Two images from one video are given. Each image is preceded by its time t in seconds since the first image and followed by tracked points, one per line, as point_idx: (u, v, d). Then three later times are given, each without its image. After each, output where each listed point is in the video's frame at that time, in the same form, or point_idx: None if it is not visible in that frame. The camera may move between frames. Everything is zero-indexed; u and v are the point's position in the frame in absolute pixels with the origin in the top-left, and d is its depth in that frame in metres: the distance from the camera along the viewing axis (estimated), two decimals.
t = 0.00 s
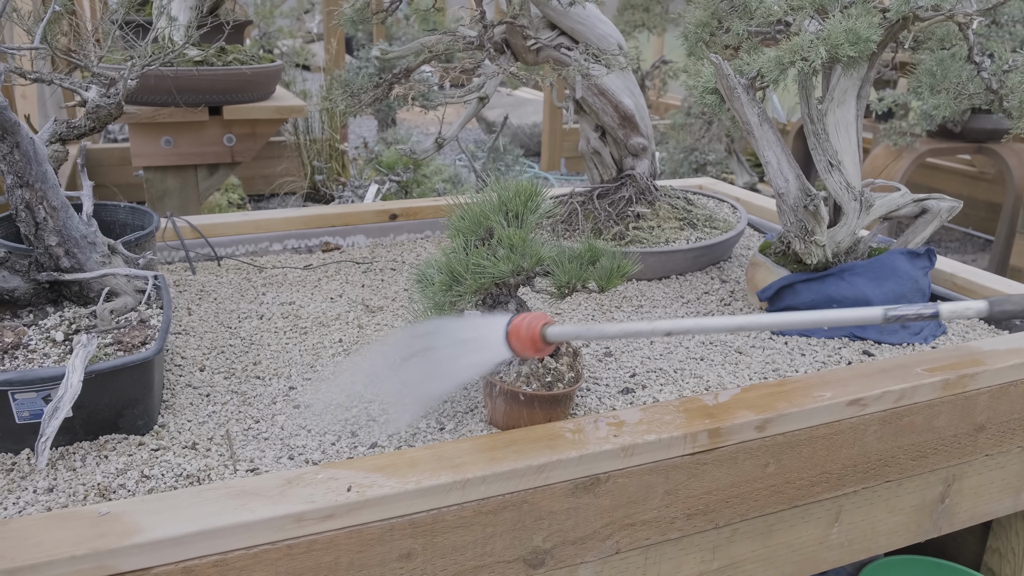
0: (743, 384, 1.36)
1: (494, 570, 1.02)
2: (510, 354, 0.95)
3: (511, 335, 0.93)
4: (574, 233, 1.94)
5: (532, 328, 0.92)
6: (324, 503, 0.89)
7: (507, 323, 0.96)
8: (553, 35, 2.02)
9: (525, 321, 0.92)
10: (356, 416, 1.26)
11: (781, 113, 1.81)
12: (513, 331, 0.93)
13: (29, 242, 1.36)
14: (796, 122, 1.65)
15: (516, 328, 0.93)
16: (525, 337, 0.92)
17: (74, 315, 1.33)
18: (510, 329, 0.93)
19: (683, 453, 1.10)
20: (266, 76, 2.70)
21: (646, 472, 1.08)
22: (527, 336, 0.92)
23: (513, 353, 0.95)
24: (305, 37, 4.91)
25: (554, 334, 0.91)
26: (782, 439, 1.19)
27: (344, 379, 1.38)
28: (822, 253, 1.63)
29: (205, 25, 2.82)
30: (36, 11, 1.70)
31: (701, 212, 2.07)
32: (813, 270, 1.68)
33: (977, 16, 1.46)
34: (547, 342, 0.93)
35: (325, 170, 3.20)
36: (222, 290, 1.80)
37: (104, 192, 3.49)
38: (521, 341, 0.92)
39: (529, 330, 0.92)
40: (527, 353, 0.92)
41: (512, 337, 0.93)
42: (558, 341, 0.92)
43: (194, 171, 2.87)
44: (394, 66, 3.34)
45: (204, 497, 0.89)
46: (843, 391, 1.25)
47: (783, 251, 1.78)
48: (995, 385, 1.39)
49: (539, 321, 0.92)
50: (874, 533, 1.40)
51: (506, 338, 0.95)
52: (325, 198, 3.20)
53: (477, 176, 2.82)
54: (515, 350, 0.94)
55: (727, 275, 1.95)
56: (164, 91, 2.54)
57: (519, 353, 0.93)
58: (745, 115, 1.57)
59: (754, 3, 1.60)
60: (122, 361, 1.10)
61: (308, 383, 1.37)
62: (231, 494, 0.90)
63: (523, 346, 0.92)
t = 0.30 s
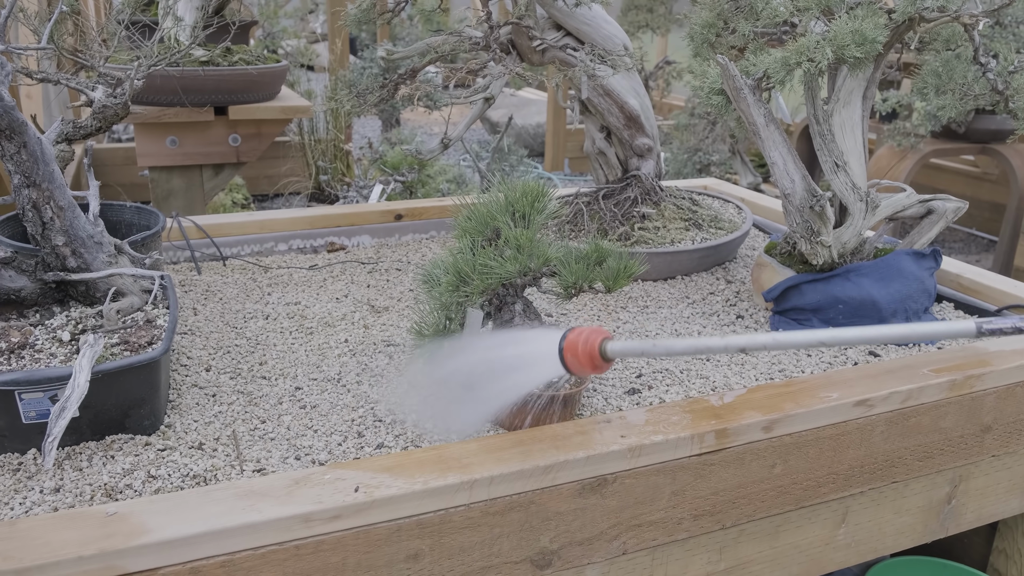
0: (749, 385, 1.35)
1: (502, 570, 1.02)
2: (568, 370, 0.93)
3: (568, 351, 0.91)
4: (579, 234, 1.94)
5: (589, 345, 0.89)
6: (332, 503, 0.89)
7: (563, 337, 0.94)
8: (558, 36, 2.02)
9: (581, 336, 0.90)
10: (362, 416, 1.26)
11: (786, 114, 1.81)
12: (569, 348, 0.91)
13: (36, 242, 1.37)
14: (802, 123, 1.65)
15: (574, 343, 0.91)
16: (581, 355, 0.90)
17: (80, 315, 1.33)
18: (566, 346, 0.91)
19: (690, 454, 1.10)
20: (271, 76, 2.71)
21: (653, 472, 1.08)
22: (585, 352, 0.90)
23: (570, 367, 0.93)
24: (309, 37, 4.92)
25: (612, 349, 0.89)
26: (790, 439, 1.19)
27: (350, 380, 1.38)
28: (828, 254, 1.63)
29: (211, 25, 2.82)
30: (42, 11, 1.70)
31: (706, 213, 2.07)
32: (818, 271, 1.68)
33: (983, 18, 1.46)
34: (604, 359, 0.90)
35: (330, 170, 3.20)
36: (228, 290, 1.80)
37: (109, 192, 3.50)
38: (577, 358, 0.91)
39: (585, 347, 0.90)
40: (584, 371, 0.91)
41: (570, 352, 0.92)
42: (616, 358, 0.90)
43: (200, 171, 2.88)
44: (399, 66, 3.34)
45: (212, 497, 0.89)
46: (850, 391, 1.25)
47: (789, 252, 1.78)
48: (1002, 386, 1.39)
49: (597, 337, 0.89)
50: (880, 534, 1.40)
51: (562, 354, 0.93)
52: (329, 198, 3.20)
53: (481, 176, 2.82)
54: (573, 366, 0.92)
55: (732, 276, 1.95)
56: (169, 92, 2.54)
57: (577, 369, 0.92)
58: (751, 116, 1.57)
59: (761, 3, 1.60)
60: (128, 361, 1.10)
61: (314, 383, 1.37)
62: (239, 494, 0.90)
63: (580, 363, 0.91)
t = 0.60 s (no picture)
0: (754, 385, 1.35)
1: (507, 570, 1.01)
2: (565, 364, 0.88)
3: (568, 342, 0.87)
4: (583, 233, 1.93)
5: (589, 335, 0.85)
6: (337, 503, 0.88)
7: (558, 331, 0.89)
8: (563, 35, 2.02)
9: (581, 327, 0.86)
10: (366, 416, 1.25)
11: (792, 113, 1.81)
12: (568, 339, 0.86)
13: (39, 241, 1.36)
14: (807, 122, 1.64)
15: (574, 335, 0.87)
16: (583, 345, 0.85)
17: (83, 314, 1.33)
18: (563, 338, 0.87)
19: (696, 454, 1.09)
20: (274, 75, 2.71)
21: (659, 472, 1.07)
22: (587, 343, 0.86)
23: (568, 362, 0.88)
24: (312, 37, 4.92)
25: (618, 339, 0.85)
26: (796, 439, 1.18)
27: (354, 379, 1.38)
28: (833, 254, 1.62)
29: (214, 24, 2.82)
30: (45, 10, 1.70)
31: (710, 212, 2.07)
32: (823, 271, 1.67)
33: (990, 16, 1.46)
34: (606, 350, 0.86)
35: (333, 169, 3.20)
36: (231, 290, 1.80)
37: (111, 192, 3.50)
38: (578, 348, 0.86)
39: (588, 338, 0.85)
40: (584, 363, 0.86)
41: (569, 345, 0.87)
42: (619, 347, 0.86)
43: (202, 170, 2.87)
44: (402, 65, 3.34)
45: (216, 497, 0.89)
46: (856, 391, 1.24)
47: (793, 251, 1.77)
48: (1009, 386, 1.38)
49: (598, 327, 0.86)
50: (886, 534, 1.39)
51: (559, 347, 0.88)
52: (332, 198, 3.20)
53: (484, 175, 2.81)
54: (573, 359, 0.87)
55: (737, 276, 1.95)
56: (172, 91, 2.54)
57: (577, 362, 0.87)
58: (757, 115, 1.57)
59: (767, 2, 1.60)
60: (132, 361, 1.10)
61: (318, 382, 1.37)
62: (244, 493, 0.90)
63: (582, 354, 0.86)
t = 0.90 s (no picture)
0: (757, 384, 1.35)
1: (510, 570, 1.01)
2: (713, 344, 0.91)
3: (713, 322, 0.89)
4: (586, 232, 1.93)
5: (732, 314, 0.88)
6: (340, 502, 0.88)
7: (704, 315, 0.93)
8: (566, 32, 2.01)
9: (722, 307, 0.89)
10: (369, 415, 1.25)
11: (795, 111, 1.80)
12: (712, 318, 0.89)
13: (41, 239, 1.36)
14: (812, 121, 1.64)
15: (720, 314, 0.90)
16: (726, 323, 0.88)
17: (86, 313, 1.33)
18: (708, 316, 0.90)
19: (700, 453, 1.09)
20: (276, 72, 2.70)
21: (662, 472, 1.07)
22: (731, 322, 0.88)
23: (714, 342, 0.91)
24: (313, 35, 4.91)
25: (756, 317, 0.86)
26: (800, 439, 1.18)
27: (357, 378, 1.38)
28: (837, 253, 1.62)
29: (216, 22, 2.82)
30: (46, 7, 1.69)
31: (713, 211, 2.06)
32: (826, 270, 1.67)
33: (996, 15, 1.46)
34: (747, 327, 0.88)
35: (335, 168, 3.20)
36: (233, 288, 1.80)
37: (113, 190, 3.49)
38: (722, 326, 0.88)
39: (729, 316, 0.88)
40: (728, 339, 0.88)
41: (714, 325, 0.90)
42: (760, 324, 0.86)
43: (204, 168, 2.87)
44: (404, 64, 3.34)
45: (218, 497, 0.88)
46: (860, 391, 1.24)
47: (797, 250, 1.77)
48: (1013, 386, 1.38)
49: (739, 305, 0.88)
50: (889, 534, 1.39)
51: (705, 327, 0.91)
52: (334, 196, 3.20)
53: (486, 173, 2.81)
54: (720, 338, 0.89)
55: (740, 275, 1.94)
56: (175, 89, 2.54)
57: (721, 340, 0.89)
58: (762, 113, 1.57)
59: None
60: (135, 360, 1.10)
61: (320, 381, 1.37)
62: (247, 493, 0.89)
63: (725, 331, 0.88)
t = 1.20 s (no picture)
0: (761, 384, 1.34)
1: (513, 570, 1.01)
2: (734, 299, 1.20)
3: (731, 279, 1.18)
4: (589, 231, 1.93)
5: (750, 271, 1.17)
6: (343, 501, 0.88)
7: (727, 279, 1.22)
8: (569, 31, 2.01)
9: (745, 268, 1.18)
10: (372, 413, 1.25)
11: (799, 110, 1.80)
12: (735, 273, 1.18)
13: (45, 238, 1.36)
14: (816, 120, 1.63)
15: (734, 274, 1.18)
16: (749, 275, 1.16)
17: (89, 311, 1.33)
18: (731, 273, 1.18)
19: (703, 453, 1.09)
20: (279, 71, 2.70)
21: (665, 472, 1.07)
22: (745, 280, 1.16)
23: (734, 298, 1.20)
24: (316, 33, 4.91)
25: (770, 269, 1.16)
26: (804, 438, 1.18)
27: (360, 377, 1.38)
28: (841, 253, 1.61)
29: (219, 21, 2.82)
30: (49, 5, 1.69)
31: (716, 210, 2.06)
32: (830, 270, 1.67)
33: (1001, 13, 1.45)
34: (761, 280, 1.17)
35: (338, 166, 3.19)
36: (236, 287, 1.80)
37: (116, 188, 3.50)
38: (744, 280, 1.17)
39: (750, 272, 1.17)
40: (750, 288, 1.16)
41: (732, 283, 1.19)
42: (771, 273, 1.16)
43: (208, 167, 2.87)
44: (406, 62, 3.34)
45: (222, 495, 0.88)
46: (864, 391, 1.24)
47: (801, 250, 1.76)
48: (1018, 386, 1.37)
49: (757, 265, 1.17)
50: (893, 535, 1.38)
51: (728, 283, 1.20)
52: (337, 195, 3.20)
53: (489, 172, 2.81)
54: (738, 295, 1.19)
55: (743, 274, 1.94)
56: (178, 87, 2.54)
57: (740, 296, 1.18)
58: (765, 112, 1.57)
59: None
60: (139, 358, 1.10)
61: (323, 380, 1.37)
62: (251, 491, 0.89)
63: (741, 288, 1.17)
